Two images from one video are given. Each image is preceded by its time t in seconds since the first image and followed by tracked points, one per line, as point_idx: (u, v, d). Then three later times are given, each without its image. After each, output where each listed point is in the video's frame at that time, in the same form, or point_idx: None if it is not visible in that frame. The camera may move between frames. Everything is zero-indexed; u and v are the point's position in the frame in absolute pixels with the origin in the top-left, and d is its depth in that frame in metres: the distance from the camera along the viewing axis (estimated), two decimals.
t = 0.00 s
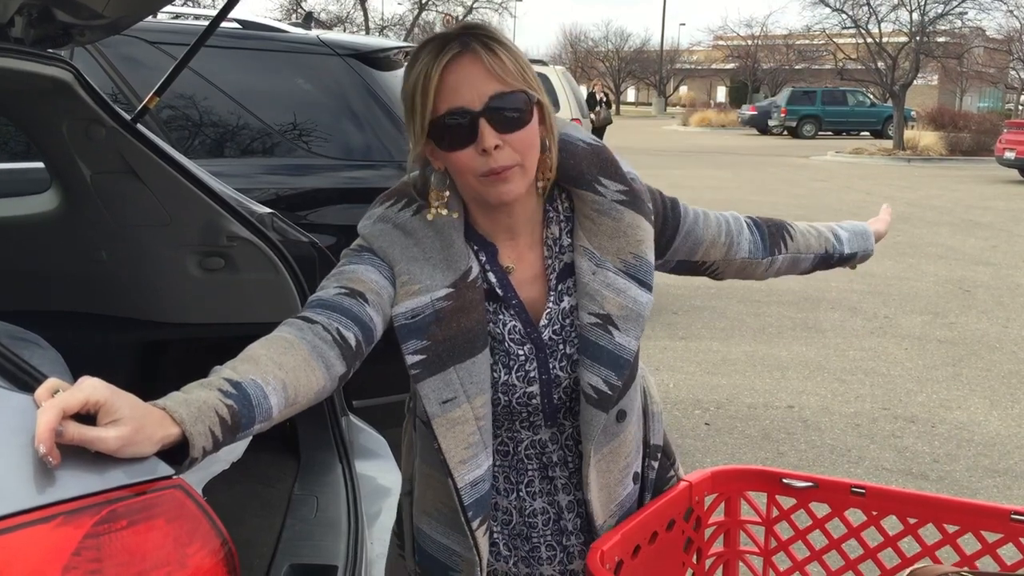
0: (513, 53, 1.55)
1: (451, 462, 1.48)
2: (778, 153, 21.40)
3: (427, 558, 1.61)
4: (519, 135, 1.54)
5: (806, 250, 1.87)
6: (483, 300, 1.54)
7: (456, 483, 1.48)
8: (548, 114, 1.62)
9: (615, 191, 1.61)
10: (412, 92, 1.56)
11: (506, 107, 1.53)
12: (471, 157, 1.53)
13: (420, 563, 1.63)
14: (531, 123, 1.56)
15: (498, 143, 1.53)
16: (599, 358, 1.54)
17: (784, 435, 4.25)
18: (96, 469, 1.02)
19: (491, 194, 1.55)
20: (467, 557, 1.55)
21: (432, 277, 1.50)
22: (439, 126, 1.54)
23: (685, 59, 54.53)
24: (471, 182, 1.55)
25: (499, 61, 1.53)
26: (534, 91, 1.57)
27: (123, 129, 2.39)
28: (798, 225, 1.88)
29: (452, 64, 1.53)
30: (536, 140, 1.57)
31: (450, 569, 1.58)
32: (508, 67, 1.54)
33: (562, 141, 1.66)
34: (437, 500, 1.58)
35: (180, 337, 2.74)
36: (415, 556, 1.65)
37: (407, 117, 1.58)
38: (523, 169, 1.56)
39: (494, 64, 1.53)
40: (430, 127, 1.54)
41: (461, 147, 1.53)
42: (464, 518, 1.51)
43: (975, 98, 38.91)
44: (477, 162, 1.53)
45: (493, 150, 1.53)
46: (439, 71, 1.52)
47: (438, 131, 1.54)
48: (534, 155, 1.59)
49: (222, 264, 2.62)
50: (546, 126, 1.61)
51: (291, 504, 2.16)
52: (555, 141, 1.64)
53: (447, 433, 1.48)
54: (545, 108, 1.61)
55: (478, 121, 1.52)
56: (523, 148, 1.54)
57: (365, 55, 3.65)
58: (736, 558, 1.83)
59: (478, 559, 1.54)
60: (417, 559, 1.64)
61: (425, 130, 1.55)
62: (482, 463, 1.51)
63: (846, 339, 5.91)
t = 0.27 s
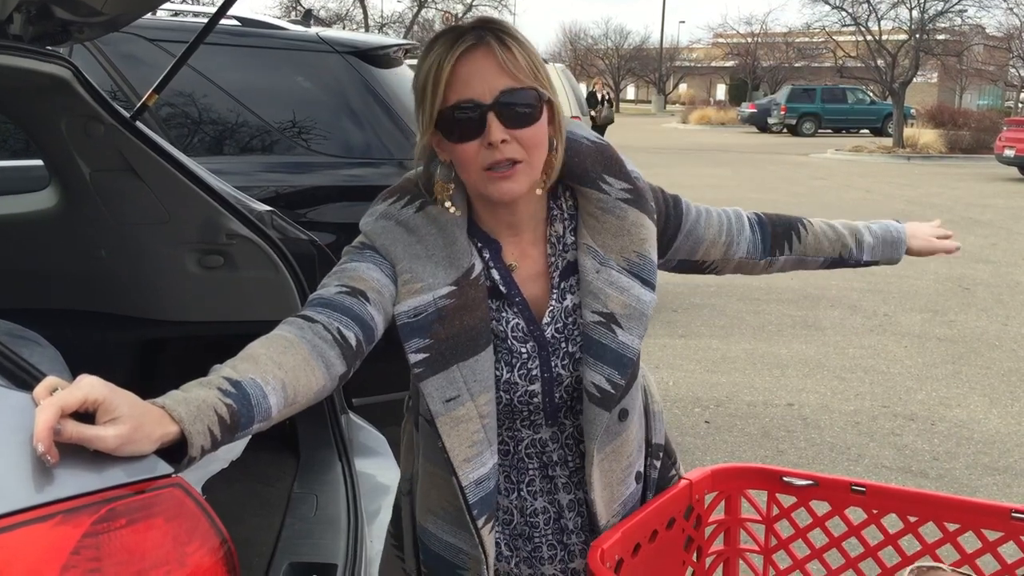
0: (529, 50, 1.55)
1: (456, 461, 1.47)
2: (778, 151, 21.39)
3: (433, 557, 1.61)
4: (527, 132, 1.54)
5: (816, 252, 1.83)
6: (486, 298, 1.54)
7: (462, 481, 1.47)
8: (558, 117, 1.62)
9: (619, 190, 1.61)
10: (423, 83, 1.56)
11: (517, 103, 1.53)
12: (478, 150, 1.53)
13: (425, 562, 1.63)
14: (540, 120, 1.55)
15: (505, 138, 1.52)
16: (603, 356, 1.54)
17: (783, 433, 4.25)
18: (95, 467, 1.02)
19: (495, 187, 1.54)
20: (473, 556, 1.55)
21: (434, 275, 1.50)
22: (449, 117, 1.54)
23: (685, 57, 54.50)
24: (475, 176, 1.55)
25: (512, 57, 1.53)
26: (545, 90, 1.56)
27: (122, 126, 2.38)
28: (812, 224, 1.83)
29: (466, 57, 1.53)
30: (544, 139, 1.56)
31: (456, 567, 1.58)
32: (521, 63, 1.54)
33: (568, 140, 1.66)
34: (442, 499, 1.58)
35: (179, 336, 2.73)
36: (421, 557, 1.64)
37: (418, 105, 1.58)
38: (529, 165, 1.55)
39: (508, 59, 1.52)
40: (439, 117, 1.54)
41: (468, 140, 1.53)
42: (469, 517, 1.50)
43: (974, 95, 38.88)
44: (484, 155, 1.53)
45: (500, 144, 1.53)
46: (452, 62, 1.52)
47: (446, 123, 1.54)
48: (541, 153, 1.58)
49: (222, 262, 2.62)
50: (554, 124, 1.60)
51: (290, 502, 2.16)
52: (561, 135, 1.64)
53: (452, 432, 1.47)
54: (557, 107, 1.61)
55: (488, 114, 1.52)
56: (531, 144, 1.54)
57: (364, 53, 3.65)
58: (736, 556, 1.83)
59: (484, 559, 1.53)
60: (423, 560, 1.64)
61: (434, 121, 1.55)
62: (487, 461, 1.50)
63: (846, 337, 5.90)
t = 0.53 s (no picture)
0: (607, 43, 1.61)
1: (487, 447, 1.45)
2: (775, 150, 21.41)
3: (448, 548, 1.58)
4: (591, 107, 1.57)
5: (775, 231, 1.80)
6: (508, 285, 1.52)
7: (494, 469, 1.45)
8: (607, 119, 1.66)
9: (642, 173, 1.67)
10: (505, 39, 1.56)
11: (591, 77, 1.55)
12: (548, 107, 1.52)
13: (441, 555, 1.60)
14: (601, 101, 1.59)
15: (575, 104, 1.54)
16: (629, 337, 1.54)
17: (781, 432, 4.25)
18: (94, 467, 1.02)
19: (554, 149, 1.53)
20: (496, 544, 1.53)
21: (457, 262, 1.48)
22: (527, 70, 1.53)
23: (682, 56, 54.52)
24: (537, 132, 1.52)
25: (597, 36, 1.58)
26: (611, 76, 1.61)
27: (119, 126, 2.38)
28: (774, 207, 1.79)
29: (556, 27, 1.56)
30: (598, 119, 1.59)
31: (474, 558, 1.55)
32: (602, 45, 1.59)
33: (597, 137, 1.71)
34: (463, 489, 1.55)
35: (175, 336, 2.73)
36: (433, 548, 1.61)
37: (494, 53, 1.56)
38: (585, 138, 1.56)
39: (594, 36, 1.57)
40: (519, 66, 1.52)
41: (542, 96, 1.52)
42: (502, 504, 1.48)
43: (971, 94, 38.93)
44: (552, 114, 1.53)
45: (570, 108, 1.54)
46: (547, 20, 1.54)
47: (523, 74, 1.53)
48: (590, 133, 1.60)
49: (220, 262, 2.62)
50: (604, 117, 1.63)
51: (288, 502, 2.16)
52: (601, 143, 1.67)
53: (482, 419, 1.44)
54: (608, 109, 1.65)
55: (569, 77, 1.53)
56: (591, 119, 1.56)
57: (362, 52, 3.65)
58: (735, 555, 1.83)
59: (515, 547, 1.52)
60: (435, 552, 1.61)
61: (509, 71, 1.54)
62: (516, 448, 1.48)
63: (843, 336, 5.91)
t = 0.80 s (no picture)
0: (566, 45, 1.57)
1: (471, 462, 1.46)
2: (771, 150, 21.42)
3: (450, 563, 1.58)
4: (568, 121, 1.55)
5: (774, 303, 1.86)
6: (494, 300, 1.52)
7: (478, 484, 1.46)
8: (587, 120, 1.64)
9: (636, 194, 1.64)
10: (471, 63, 1.52)
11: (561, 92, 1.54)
12: (524, 131, 1.51)
13: (444, 568, 1.59)
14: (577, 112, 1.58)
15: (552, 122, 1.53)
16: (614, 357, 1.55)
17: (778, 431, 4.25)
18: (89, 468, 1.01)
19: (535, 171, 1.52)
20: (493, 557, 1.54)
21: (442, 277, 1.48)
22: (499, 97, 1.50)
23: (678, 56, 54.56)
24: (517, 157, 1.52)
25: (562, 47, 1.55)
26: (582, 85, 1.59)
27: (115, 127, 2.38)
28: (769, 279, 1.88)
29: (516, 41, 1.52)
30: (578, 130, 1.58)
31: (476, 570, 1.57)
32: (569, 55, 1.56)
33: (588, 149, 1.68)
34: (461, 504, 1.55)
35: (171, 337, 2.73)
36: (435, 561, 1.61)
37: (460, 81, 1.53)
38: (566, 153, 1.56)
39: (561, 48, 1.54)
40: (490, 92, 1.50)
41: (517, 122, 1.51)
42: (487, 519, 1.48)
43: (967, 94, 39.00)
44: (529, 137, 1.52)
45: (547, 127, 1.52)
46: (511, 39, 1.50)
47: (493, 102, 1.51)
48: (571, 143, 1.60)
49: (216, 263, 2.61)
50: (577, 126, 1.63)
51: (286, 503, 2.16)
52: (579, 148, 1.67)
53: (466, 435, 1.45)
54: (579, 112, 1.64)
55: (539, 97, 1.51)
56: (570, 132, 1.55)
57: (358, 53, 3.65)
58: (732, 556, 1.83)
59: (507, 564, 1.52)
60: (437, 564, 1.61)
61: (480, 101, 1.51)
62: (503, 463, 1.48)
63: (840, 335, 5.91)
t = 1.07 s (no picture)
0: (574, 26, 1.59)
1: (516, 454, 1.44)
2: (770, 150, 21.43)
3: (459, 555, 1.56)
4: (586, 98, 1.56)
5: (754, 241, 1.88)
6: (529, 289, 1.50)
7: (524, 475, 1.45)
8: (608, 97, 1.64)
9: (663, 182, 1.68)
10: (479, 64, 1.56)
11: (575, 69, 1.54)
12: (543, 117, 1.52)
13: (446, 560, 1.57)
14: (594, 90, 1.58)
15: (569, 102, 1.53)
16: (646, 341, 1.56)
17: (777, 431, 4.26)
18: (89, 470, 1.01)
19: (562, 154, 1.53)
20: (512, 548, 1.54)
21: (479, 268, 1.45)
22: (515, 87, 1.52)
23: (677, 56, 54.58)
24: (542, 145, 1.52)
25: (565, 28, 1.56)
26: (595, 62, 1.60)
27: (114, 129, 2.38)
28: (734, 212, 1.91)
29: (521, 30, 1.54)
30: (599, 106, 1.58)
31: (489, 562, 1.54)
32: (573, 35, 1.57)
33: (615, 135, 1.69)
34: (484, 493, 1.54)
35: (169, 338, 2.72)
36: (436, 546, 1.58)
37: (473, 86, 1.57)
38: (590, 131, 1.56)
39: (563, 30, 1.55)
40: (502, 87, 1.52)
41: (535, 108, 1.52)
42: (531, 508, 1.48)
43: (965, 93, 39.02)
44: (549, 121, 1.52)
45: (565, 108, 1.53)
46: (511, 33, 1.53)
47: (507, 96, 1.53)
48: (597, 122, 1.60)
49: (215, 264, 2.61)
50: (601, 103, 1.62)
51: (286, 503, 2.17)
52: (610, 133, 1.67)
53: (510, 427, 1.43)
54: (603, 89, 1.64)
55: (550, 81, 1.52)
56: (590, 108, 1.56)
57: (357, 54, 3.65)
58: (731, 555, 1.84)
59: (542, 551, 1.52)
60: (438, 548, 1.58)
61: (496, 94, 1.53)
62: (540, 453, 1.48)
63: (839, 335, 5.92)
